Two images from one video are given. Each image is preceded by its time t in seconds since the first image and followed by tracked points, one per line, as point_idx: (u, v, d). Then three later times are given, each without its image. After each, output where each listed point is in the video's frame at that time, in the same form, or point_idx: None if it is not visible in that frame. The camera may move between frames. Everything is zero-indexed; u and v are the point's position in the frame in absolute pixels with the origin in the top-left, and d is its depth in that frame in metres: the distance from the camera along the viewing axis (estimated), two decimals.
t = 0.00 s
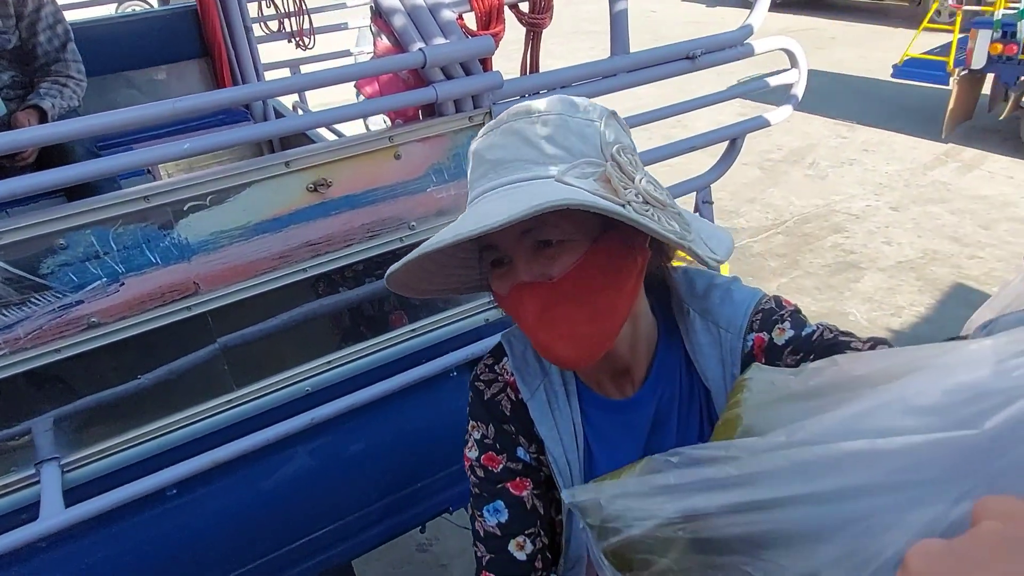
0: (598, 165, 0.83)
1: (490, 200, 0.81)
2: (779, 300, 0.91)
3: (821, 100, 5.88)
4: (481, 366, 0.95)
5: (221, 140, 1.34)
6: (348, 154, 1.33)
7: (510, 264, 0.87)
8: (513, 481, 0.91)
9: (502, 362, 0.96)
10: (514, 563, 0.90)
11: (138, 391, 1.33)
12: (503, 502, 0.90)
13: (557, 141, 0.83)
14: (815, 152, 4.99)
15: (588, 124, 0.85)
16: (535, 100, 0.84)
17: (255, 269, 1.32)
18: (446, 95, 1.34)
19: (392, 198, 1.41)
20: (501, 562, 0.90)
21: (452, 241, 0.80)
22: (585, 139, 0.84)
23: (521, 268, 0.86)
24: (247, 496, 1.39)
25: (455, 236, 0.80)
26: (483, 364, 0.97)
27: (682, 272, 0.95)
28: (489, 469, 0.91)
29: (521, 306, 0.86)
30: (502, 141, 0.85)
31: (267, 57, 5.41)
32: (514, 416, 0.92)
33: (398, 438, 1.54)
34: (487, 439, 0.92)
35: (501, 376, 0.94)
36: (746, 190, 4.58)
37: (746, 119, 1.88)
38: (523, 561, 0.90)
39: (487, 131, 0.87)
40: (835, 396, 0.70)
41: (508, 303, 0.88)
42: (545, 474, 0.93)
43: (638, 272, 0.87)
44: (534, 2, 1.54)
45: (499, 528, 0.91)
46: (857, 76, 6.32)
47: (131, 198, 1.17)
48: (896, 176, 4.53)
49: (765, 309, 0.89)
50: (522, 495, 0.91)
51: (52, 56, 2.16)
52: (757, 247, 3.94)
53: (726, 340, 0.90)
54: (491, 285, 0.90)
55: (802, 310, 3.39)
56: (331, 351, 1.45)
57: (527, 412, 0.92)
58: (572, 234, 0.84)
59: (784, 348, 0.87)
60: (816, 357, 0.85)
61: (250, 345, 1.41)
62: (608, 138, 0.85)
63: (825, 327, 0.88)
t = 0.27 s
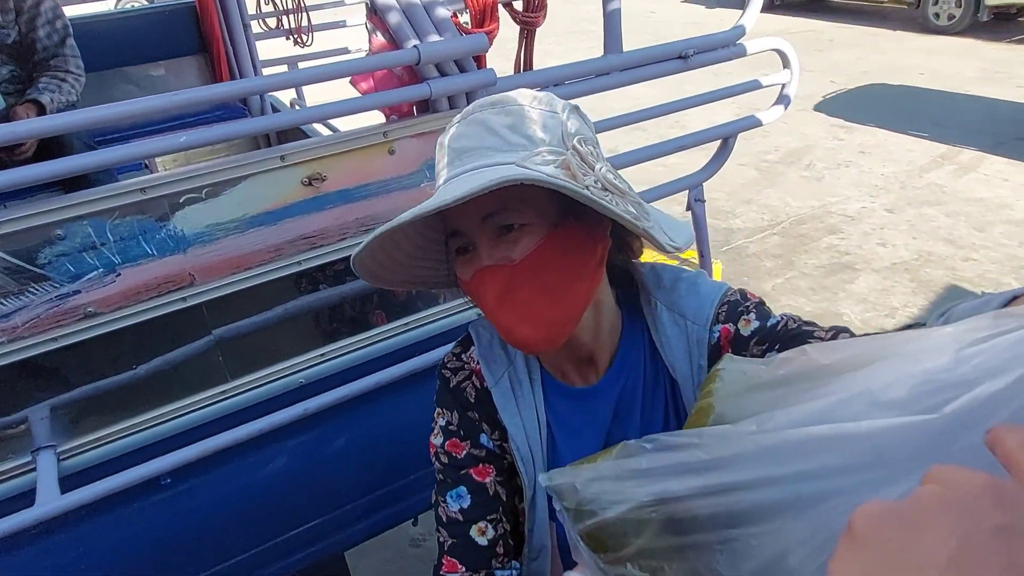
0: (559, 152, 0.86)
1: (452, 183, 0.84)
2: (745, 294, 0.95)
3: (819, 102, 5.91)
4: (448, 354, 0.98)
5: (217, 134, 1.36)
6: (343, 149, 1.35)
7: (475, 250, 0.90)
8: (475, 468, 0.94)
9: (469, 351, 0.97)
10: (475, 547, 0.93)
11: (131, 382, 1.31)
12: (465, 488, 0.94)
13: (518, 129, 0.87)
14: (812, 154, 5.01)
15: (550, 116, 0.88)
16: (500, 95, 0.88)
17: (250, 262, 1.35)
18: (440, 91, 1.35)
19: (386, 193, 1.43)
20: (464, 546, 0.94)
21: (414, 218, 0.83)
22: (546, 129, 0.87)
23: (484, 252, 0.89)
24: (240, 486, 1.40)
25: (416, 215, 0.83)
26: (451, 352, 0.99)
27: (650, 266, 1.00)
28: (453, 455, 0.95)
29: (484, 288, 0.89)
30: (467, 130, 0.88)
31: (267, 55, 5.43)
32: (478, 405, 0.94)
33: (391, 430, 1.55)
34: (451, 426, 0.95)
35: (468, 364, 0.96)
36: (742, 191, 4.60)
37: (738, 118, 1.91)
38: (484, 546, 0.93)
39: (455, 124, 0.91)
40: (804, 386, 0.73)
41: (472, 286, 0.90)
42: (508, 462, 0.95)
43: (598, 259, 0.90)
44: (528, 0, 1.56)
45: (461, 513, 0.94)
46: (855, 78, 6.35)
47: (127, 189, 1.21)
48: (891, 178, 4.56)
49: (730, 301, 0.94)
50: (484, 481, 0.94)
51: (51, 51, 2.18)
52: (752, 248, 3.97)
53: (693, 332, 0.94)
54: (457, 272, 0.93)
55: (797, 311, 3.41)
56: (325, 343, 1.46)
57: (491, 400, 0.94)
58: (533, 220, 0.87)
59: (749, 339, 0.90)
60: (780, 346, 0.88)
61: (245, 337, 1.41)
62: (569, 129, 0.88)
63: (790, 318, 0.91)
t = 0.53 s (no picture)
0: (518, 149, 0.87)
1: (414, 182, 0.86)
2: (712, 289, 0.98)
3: (815, 103, 5.94)
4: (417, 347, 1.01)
5: (207, 131, 1.37)
6: (332, 147, 1.37)
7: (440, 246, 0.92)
8: (441, 458, 0.97)
9: (438, 344, 1.02)
10: (439, 537, 0.96)
11: (124, 378, 1.33)
12: (431, 478, 0.97)
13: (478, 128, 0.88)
14: (808, 154, 5.03)
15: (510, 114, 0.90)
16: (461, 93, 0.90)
17: (240, 257, 1.37)
18: (429, 89, 1.37)
19: (375, 190, 1.44)
20: (429, 535, 0.96)
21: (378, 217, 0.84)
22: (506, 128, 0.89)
23: (448, 249, 0.91)
24: (229, 481, 1.42)
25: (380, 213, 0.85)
26: (420, 346, 1.03)
27: (619, 264, 1.02)
28: (420, 446, 0.98)
29: (448, 285, 0.91)
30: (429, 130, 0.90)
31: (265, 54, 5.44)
32: (445, 396, 0.98)
33: (379, 427, 1.57)
34: (419, 417, 0.98)
35: (436, 357, 1.00)
36: (737, 191, 4.62)
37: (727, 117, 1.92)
38: (449, 536, 0.96)
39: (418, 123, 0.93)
40: (765, 379, 0.72)
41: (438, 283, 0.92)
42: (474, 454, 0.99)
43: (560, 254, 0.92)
44: None
45: (427, 503, 0.97)
46: (851, 79, 6.37)
47: (117, 185, 1.21)
48: (886, 179, 4.58)
49: (698, 296, 0.96)
50: (450, 472, 0.97)
51: (46, 49, 2.19)
52: (747, 248, 3.98)
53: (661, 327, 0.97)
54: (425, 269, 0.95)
55: (790, 310, 3.43)
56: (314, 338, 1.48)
57: (457, 392, 0.98)
58: (495, 216, 0.89)
59: (718, 332, 0.93)
60: (747, 338, 0.91)
61: (236, 333, 1.43)
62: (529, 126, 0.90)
63: (756, 311, 0.94)
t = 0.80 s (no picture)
0: (495, 148, 0.86)
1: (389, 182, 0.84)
2: (698, 287, 0.98)
3: (813, 100, 5.92)
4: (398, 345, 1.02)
5: (191, 126, 1.35)
6: (318, 143, 1.35)
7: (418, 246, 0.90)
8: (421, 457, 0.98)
9: (418, 342, 1.02)
10: (418, 536, 0.97)
11: (108, 376, 1.31)
12: (411, 477, 0.98)
13: (454, 126, 0.87)
14: (806, 151, 5.01)
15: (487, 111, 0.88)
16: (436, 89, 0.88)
17: (225, 254, 1.35)
18: (416, 84, 1.35)
19: (363, 187, 1.43)
20: (408, 534, 0.97)
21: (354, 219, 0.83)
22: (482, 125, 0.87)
23: (426, 248, 0.89)
24: (216, 481, 1.40)
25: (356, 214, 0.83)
26: (402, 344, 1.04)
27: (603, 262, 1.02)
28: (400, 444, 0.99)
29: (427, 285, 0.89)
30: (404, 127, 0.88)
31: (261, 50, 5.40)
32: (425, 395, 0.99)
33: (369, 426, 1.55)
34: (399, 416, 0.99)
35: (417, 355, 1.01)
36: (735, 188, 4.60)
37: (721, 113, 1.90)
38: (428, 535, 0.97)
39: (394, 120, 0.91)
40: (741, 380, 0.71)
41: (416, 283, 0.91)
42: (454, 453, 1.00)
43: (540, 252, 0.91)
44: None
45: (406, 502, 0.98)
46: (850, 76, 6.35)
47: (98, 181, 1.20)
48: (885, 176, 4.56)
49: (683, 293, 0.96)
50: (429, 471, 0.98)
51: (36, 45, 2.16)
52: (745, 245, 3.97)
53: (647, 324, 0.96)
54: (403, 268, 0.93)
55: (788, 308, 3.42)
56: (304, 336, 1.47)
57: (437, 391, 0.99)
58: (473, 215, 0.87)
59: (702, 330, 0.92)
60: (731, 336, 0.89)
61: (222, 331, 1.41)
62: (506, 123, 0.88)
63: (741, 309, 0.93)
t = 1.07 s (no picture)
0: (500, 132, 0.88)
1: (399, 167, 0.85)
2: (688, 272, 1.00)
3: (811, 98, 5.93)
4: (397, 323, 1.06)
5: (191, 118, 1.35)
6: (315, 136, 1.36)
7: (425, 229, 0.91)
8: (414, 429, 1.01)
9: (417, 322, 1.06)
10: (407, 505, 0.98)
11: (106, 368, 1.31)
12: (404, 449, 1.01)
13: (459, 111, 0.88)
14: (804, 149, 5.03)
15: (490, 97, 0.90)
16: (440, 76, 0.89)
17: (222, 246, 1.39)
18: (413, 79, 1.36)
19: (359, 181, 1.44)
20: (398, 503, 0.99)
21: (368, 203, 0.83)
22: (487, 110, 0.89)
23: (434, 232, 0.91)
24: (214, 472, 1.41)
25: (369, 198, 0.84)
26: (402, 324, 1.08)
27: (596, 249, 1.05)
28: (394, 417, 1.02)
29: (436, 268, 0.91)
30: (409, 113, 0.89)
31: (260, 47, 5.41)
32: (420, 370, 1.02)
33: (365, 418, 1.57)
34: (394, 390, 1.03)
35: (415, 333, 1.05)
36: (733, 186, 4.62)
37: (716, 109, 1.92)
38: (418, 504, 0.98)
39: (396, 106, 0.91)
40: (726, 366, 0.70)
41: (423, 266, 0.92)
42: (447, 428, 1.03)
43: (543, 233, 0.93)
44: None
45: (399, 473, 1.00)
46: (848, 75, 6.37)
47: (99, 173, 1.22)
48: (882, 174, 4.57)
49: (672, 276, 0.98)
50: (422, 443, 1.01)
51: (35, 40, 2.17)
52: (742, 243, 3.98)
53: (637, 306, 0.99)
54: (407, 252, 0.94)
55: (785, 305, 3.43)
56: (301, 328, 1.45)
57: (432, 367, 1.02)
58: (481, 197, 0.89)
59: (688, 309, 0.93)
60: (714, 312, 0.90)
61: (220, 323, 1.41)
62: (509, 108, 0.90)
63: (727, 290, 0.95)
